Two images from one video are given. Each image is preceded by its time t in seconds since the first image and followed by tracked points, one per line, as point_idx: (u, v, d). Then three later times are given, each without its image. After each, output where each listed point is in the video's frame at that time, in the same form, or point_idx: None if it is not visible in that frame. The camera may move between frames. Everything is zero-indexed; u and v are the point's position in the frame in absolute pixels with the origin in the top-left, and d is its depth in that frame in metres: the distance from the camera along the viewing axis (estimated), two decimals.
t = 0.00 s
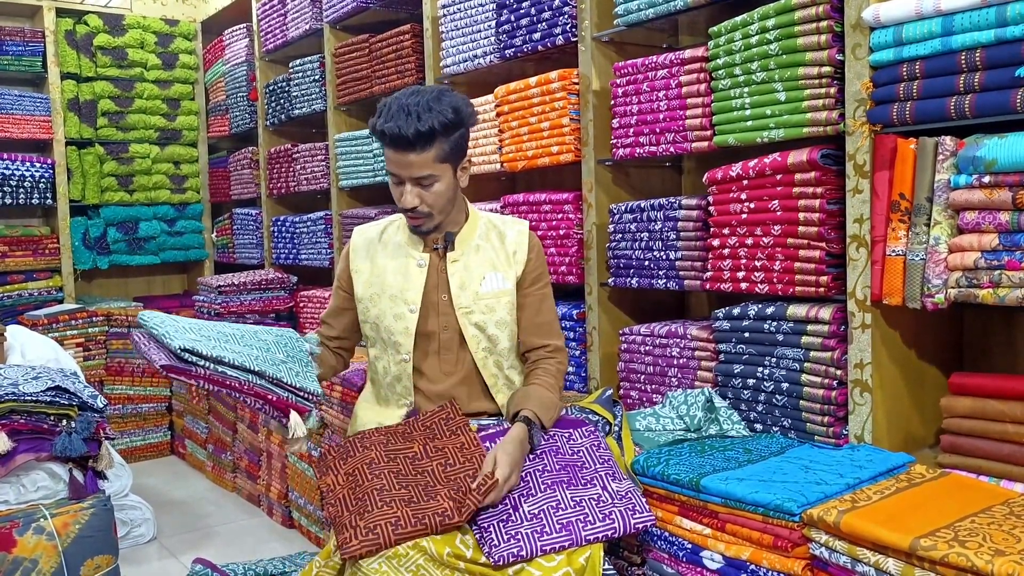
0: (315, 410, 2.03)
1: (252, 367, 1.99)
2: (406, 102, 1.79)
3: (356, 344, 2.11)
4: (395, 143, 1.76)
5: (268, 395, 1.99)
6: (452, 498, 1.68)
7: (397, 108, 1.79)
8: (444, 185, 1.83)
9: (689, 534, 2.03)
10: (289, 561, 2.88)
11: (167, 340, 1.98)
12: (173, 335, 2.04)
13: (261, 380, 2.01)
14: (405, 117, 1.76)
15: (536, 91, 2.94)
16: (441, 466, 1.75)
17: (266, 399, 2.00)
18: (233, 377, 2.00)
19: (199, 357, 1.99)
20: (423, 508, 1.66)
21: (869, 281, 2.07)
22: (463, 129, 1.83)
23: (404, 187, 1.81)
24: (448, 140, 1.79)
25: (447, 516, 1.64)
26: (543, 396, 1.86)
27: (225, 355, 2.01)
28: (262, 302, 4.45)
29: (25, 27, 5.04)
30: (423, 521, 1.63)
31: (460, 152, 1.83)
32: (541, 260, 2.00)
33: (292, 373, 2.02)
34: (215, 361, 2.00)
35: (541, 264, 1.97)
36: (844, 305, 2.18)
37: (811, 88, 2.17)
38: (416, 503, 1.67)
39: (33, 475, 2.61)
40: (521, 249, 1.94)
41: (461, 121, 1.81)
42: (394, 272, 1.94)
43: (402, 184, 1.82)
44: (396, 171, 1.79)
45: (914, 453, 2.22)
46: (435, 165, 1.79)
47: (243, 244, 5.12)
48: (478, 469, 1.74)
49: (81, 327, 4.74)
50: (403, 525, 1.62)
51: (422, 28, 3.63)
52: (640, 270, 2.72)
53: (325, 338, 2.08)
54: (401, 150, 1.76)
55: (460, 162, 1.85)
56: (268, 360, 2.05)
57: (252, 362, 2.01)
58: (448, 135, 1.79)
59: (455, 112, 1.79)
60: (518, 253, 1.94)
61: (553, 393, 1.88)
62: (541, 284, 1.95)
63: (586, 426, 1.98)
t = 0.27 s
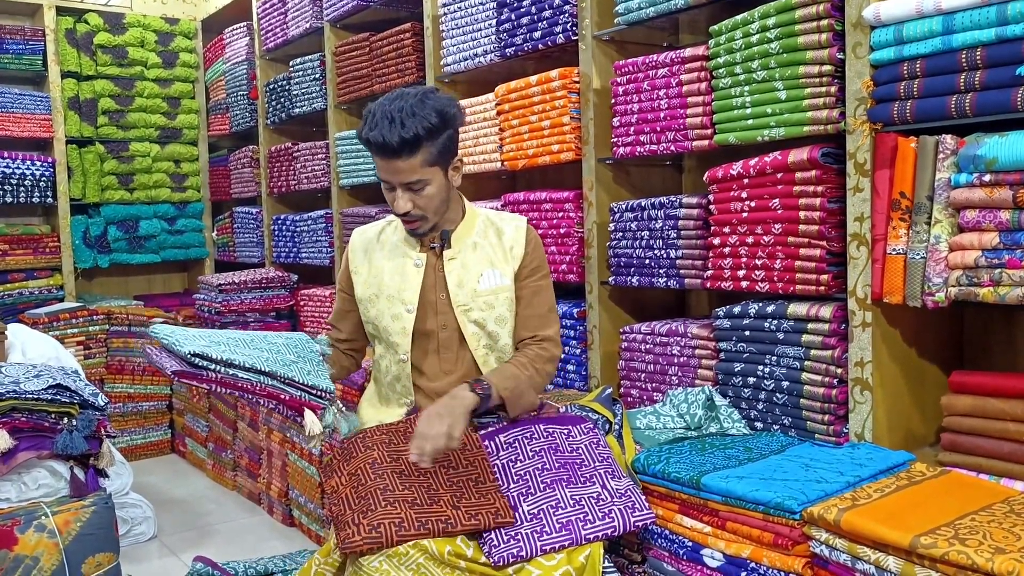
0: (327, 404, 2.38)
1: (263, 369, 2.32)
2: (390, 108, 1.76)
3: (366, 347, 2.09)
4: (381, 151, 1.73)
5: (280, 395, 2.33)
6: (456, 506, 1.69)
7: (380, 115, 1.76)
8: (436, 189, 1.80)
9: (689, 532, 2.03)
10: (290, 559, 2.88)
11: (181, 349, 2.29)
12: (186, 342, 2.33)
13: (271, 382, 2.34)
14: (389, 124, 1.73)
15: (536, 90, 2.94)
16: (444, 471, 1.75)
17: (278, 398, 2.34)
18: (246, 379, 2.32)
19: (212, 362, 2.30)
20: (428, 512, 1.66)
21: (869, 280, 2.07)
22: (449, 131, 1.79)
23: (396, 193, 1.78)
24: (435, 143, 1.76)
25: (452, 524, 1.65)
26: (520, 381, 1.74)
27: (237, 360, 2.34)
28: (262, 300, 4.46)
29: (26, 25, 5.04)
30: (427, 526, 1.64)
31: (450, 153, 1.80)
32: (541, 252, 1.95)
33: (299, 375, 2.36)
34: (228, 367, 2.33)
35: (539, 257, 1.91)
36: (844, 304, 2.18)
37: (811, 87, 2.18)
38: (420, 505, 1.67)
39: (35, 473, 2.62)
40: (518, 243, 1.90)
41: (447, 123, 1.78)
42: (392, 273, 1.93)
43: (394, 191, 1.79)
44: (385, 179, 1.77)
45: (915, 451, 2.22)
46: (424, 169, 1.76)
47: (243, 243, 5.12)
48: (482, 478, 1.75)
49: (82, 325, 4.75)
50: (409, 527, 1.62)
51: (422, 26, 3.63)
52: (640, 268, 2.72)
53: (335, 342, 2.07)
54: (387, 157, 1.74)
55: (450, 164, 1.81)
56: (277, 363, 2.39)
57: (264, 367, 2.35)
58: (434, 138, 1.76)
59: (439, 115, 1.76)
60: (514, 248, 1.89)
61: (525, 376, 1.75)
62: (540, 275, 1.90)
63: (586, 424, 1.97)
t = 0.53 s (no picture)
0: (340, 402, 2.24)
1: (275, 367, 2.19)
2: (392, 102, 1.76)
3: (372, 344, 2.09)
4: (380, 144, 1.73)
5: (293, 393, 2.20)
6: (456, 505, 1.68)
7: (383, 108, 1.76)
8: (434, 185, 1.79)
9: (689, 531, 2.03)
10: (290, 558, 2.88)
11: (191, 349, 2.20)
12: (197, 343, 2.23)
13: (283, 382, 2.20)
14: (390, 117, 1.73)
15: (536, 89, 2.94)
16: (444, 468, 1.75)
17: (291, 396, 2.20)
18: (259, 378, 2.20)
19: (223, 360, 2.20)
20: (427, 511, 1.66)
21: (869, 280, 2.07)
22: (451, 128, 1.78)
23: (393, 187, 1.79)
24: (434, 139, 1.75)
25: (451, 524, 1.65)
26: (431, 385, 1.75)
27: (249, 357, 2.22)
28: (262, 299, 4.46)
29: (26, 24, 5.04)
30: (427, 525, 1.64)
31: (450, 149, 1.80)
32: (535, 264, 1.91)
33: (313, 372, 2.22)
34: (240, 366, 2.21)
35: (527, 268, 1.88)
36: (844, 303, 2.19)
37: (811, 87, 2.18)
38: (420, 504, 1.67)
39: (36, 472, 2.62)
40: (507, 251, 1.87)
41: (448, 119, 1.77)
42: (390, 268, 1.93)
43: (392, 185, 1.79)
44: (385, 172, 1.77)
45: (914, 451, 2.23)
46: (423, 164, 1.76)
47: (243, 242, 5.12)
48: (482, 476, 1.75)
49: (82, 324, 4.75)
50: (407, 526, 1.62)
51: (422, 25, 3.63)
52: (640, 268, 2.72)
53: (341, 338, 2.07)
54: (386, 151, 1.74)
55: (451, 161, 1.81)
56: (292, 360, 2.25)
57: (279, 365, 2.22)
58: (434, 134, 1.75)
59: (441, 111, 1.76)
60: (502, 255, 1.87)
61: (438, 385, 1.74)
62: (525, 287, 1.87)
63: (586, 425, 1.97)
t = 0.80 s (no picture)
0: (331, 411, 2.26)
1: (266, 378, 2.19)
2: (373, 106, 1.76)
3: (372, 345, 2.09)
4: (362, 148, 1.74)
5: (284, 403, 2.20)
6: (456, 506, 1.69)
7: (363, 112, 1.76)
8: (420, 186, 1.78)
9: (689, 531, 2.04)
10: (290, 557, 2.88)
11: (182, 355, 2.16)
12: (190, 348, 2.19)
13: (275, 392, 2.21)
14: (370, 121, 1.73)
15: (535, 89, 2.94)
16: (446, 468, 1.76)
17: (282, 406, 2.22)
18: (251, 387, 2.20)
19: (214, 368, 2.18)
20: (427, 512, 1.67)
21: (869, 279, 2.07)
22: (433, 127, 1.78)
23: (380, 191, 1.78)
24: (417, 139, 1.75)
25: (451, 524, 1.65)
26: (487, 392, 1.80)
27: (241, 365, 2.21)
28: (262, 299, 4.46)
29: (25, 23, 5.04)
30: (427, 526, 1.64)
31: (435, 149, 1.79)
32: (537, 261, 1.92)
33: (304, 382, 2.23)
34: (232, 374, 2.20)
35: (531, 266, 1.88)
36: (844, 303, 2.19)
37: (811, 87, 2.18)
38: (421, 506, 1.67)
39: (36, 472, 2.62)
40: (510, 250, 1.87)
41: (429, 119, 1.77)
42: (385, 271, 1.93)
43: (379, 188, 1.79)
44: (370, 176, 1.78)
45: (914, 450, 2.23)
46: (407, 165, 1.75)
47: (243, 242, 5.12)
48: (483, 477, 1.75)
49: (81, 323, 4.74)
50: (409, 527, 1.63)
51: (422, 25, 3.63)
52: (640, 267, 2.72)
53: (341, 339, 2.07)
54: (369, 155, 1.74)
55: (436, 161, 1.80)
56: (282, 368, 2.25)
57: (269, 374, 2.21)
58: (416, 134, 1.75)
59: (421, 111, 1.76)
60: (505, 255, 1.87)
61: (503, 395, 1.80)
62: (530, 286, 1.87)
63: (586, 425, 1.97)
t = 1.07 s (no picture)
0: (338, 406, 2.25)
1: (270, 376, 2.19)
2: (375, 105, 1.76)
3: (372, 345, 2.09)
4: (367, 147, 1.73)
5: (290, 400, 2.19)
6: (462, 506, 1.68)
7: (365, 112, 1.76)
8: (427, 183, 1.79)
9: (691, 531, 2.04)
10: (291, 557, 2.88)
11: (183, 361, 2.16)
12: (190, 355, 2.19)
13: (281, 390, 2.20)
14: (374, 119, 1.73)
15: (537, 89, 2.94)
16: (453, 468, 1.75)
17: (289, 404, 2.20)
18: (256, 387, 2.20)
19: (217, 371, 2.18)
20: (433, 513, 1.66)
21: (872, 280, 2.07)
22: (435, 123, 1.79)
23: (386, 190, 1.78)
24: (421, 136, 1.76)
25: (456, 525, 1.65)
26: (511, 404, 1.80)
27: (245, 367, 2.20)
28: (262, 299, 4.46)
29: (26, 23, 5.04)
30: (432, 526, 1.64)
31: (439, 145, 1.80)
32: (541, 261, 1.93)
33: (308, 379, 2.22)
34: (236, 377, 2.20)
35: (536, 268, 1.90)
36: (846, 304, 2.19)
37: (813, 87, 2.18)
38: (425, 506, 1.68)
39: (38, 472, 2.60)
40: (515, 250, 1.88)
41: (431, 115, 1.78)
42: (389, 272, 1.93)
43: (385, 187, 1.79)
44: (375, 176, 1.77)
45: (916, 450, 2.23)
46: (413, 162, 1.76)
47: (243, 242, 5.12)
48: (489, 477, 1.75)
49: (82, 324, 4.72)
50: (415, 527, 1.63)
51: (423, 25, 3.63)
52: (642, 268, 2.73)
53: (341, 340, 2.07)
54: (375, 153, 1.74)
55: (440, 158, 1.81)
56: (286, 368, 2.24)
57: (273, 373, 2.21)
58: (420, 130, 1.76)
59: (423, 108, 1.76)
60: (512, 255, 1.88)
61: (531, 407, 1.81)
62: (536, 287, 1.88)
63: (589, 427, 1.97)
